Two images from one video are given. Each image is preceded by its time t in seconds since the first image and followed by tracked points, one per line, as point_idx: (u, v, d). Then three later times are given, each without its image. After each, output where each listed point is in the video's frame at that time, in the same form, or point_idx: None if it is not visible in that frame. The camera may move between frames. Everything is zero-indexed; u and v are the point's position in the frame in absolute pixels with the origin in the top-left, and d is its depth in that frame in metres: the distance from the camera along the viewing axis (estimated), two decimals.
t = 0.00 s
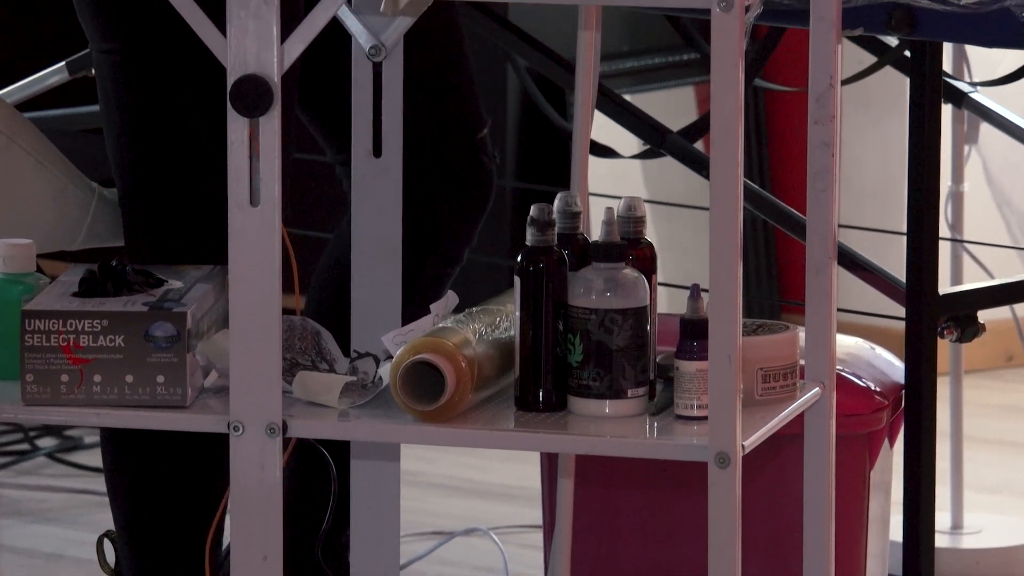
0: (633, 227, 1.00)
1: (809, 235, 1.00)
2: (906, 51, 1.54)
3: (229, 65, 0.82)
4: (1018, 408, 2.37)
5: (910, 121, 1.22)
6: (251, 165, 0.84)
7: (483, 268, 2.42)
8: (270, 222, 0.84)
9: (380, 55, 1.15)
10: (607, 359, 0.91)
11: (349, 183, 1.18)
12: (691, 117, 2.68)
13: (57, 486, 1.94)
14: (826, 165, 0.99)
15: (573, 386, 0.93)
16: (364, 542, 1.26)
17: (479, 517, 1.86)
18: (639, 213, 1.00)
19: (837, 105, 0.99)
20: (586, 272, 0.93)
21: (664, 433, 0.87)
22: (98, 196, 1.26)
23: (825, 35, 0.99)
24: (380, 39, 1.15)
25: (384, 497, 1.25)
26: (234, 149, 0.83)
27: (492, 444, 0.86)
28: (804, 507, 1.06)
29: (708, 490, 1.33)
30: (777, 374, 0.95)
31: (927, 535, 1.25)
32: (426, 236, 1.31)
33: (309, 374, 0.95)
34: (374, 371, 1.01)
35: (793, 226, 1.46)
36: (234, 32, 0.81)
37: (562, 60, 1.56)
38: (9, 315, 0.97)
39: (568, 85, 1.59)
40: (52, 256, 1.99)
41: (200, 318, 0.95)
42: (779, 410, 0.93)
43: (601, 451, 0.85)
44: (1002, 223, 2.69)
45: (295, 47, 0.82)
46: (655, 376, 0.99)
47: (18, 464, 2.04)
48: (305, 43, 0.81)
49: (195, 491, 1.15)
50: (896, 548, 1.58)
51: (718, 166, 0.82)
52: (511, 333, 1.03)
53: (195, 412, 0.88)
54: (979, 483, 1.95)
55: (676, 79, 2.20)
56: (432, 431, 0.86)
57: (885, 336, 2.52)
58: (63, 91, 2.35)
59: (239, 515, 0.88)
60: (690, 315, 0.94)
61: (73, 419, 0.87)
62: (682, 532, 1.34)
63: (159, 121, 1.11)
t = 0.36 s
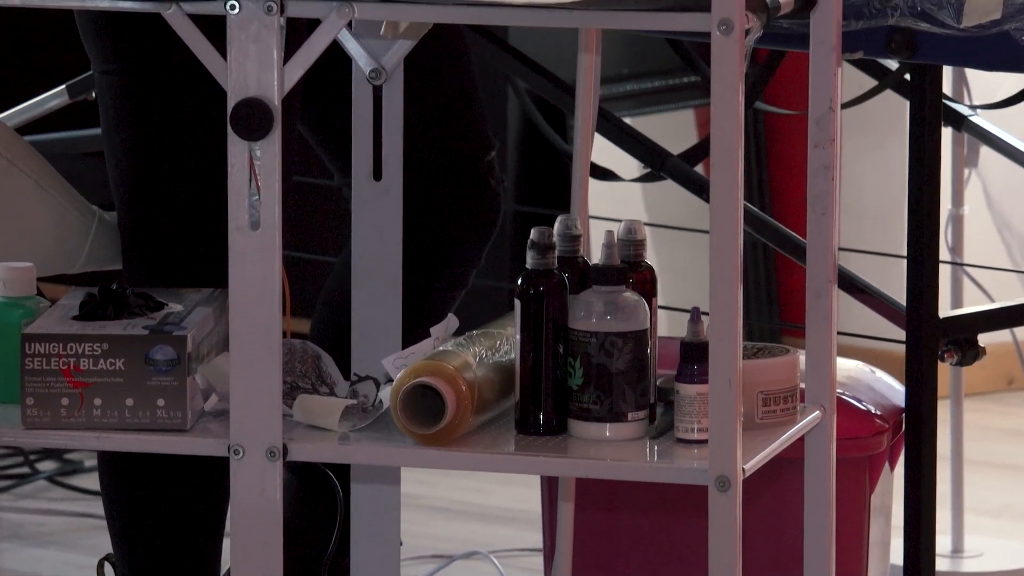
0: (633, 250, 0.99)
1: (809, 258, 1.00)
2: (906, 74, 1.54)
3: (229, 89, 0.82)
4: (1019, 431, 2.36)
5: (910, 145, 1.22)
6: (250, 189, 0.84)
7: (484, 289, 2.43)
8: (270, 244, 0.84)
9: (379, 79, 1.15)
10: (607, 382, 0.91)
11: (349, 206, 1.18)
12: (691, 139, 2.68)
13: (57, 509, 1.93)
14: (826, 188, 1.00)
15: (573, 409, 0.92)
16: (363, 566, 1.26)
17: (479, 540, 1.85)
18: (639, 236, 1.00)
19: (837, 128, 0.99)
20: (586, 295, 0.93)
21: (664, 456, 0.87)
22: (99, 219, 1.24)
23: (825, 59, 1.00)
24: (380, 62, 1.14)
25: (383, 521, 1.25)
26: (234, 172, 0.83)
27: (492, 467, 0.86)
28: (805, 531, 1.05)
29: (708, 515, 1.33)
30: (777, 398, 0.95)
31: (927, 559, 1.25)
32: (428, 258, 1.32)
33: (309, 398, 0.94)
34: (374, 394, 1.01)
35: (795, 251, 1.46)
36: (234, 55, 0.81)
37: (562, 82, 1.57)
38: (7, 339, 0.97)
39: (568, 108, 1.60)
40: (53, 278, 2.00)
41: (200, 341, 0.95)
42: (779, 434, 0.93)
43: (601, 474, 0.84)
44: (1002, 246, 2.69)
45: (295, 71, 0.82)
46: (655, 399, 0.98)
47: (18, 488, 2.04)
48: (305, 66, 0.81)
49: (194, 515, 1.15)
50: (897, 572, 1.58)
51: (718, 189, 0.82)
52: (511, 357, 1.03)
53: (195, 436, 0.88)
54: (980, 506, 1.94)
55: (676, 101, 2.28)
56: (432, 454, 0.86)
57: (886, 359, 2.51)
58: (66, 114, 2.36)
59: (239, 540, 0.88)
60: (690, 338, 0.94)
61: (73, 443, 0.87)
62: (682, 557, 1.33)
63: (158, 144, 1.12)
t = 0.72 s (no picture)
0: (633, 279, 0.99)
1: (810, 288, 1.00)
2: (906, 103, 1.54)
3: (230, 119, 0.82)
4: (1020, 461, 2.35)
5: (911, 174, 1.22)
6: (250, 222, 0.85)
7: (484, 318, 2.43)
8: (271, 274, 0.84)
9: (380, 108, 1.14)
10: (608, 412, 0.91)
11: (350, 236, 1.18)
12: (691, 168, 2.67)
13: (57, 539, 1.93)
14: (827, 218, 1.00)
15: (574, 439, 0.92)
16: None
17: (478, 570, 1.84)
18: (640, 266, 1.00)
19: (837, 158, 1.00)
20: (587, 324, 0.93)
21: (665, 486, 0.87)
22: (100, 248, 1.25)
23: (826, 87, 1.00)
24: (381, 92, 1.13)
25: (381, 552, 1.24)
26: (235, 203, 0.83)
27: (492, 497, 0.86)
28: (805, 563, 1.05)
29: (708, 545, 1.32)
30: (777, 428, 0.95)
31: None
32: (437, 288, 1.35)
33: (309, 427, 0.94)
34: (374, 425, 1.01)
35: (796, 280, 1.46)
36: (234, 86, 0.81)
37: (557, 107, 1.58)
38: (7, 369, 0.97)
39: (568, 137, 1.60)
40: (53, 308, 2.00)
41: (200, 371, 0.95)
42: (780, 464, 0.93)
43: (602, 504, 0.84)
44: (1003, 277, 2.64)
45: (295, 101, 0.82)
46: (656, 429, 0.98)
47: (18, 518, 2.04)
48: (306, 95, 0.81)
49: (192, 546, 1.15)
50: None
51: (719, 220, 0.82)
52: (511, 387, 1.03)
53: (195, 466, 0.88)
54: (980, 537, 1.93)
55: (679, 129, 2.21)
56: (431, 484, 0.86)
57: (887, 388, 2.50)
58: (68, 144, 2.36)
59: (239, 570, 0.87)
60: (690, 368, 0.94)
61: (74, 474, 0.87)
62: None
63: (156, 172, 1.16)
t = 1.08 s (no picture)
0: (628, 305, 0.99)
1: (805, 314, 1.00)
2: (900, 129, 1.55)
3: (225, 146, 0.82)
4: (1016, 486, 2.34)
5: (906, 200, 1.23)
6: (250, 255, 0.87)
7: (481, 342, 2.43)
8: (266, 300, 0.84)
9: (375, 133, 1.13)
10: (603, 438, 0.91)
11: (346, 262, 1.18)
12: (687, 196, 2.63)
13: (51, 565, 1.92)
14: (822, 244, 0.99)
15: (570, 465, 0.92)
16: None
17: None
18: (636, 291, 1.00)
19: (833, 184, 0.99)
20: (582, 350, 0.93)
21: (660, 512, 0.87)
22: (95, 275, 1.26)
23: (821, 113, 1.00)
24: (376, 118, 1.13)
25: None
26: (230, 229, 0.83)
27: (488, 523, 0.86)
28: None
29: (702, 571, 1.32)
30: (773, 454, 0.95)
31: None
32: (445, 314, 1.37)
33: (304, 453, 0.94)
34: (370, 450, 1.01)
35: (791, 306, 1.47)
36: (230, 112, 0.81)
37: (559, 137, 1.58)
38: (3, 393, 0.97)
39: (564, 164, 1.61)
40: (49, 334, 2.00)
41: (195, 398, 0.95)
42: (776, 489, 0.93)
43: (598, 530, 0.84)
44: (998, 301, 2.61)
45: (290, 126, 0.82)
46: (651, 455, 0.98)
47: (13, 543, 2.03)
48: (301, 121, 0.81)
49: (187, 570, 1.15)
50: None
51: (713, 246, 0.82)
52: (507, 412, 1.03)
53: (191, 491, 0.88)
54: (975, 562, 1.92)
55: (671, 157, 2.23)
56: (424, 511, 0.86)
57: (883, 415, 2.48)
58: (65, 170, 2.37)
59: None
60: (685, 393, 0.94)
61: (69, 500, 0.87)
62: None
63: (155, 197, 1.18)
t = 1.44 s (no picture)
0: (627, 335, 0.99)
1: (804, 345, 1.01)
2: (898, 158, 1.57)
3: (224, 174, 0.82)
4: (1017, 516, 2.32)
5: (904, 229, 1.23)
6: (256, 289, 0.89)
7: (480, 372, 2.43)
8: (264, 329, 0.83)
9: (374, 163, 1.14)
10: (601, 467, 0.91)
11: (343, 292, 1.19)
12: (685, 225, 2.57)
13: None
14: (820, 274, 1.00)
15: (568, 495, 0.92)
16: None
17: None
18: (634, 321, 1.00)
19: (831, 214, 1.00)
20: (579, 380, 0.93)
21: (658, 542, 0.86)
22: (94, 304, 1.26)
23: (819, 143, 1.00)
24: (374, 147, 1.14)
25: None
26: (228, 259, 0.83)
27: (486, 552, 0.86)
28: None
29: None
30: (771, 483, 0.95)
31: None
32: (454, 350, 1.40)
33: (302, 482, 0.94)
34: (367, 480, 1.01)
35: (789, 335, 1.47)
36: (229, 141, 0.81)
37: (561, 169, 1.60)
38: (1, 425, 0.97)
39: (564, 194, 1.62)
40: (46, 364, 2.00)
41: (194, 428, 0.95)
42: (773, 519, 0.93)
43: (594, 560, 0.84)
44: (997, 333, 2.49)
45: (288, 155, 0.82)
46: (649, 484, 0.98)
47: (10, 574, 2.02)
48: (299, 150, 0.81)
49: None
50: None
51: (712, 276, 0.81)
52: (506, 442, 1.03)
53: (189, 521, 0.88)
54: None
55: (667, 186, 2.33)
56: (422, 541, 0.86)
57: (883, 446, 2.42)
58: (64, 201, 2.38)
59: None
60: (683, 423, 0.94)
61: (66, 531, 0.87)
62: None
63: (155, 226, 1.20)
